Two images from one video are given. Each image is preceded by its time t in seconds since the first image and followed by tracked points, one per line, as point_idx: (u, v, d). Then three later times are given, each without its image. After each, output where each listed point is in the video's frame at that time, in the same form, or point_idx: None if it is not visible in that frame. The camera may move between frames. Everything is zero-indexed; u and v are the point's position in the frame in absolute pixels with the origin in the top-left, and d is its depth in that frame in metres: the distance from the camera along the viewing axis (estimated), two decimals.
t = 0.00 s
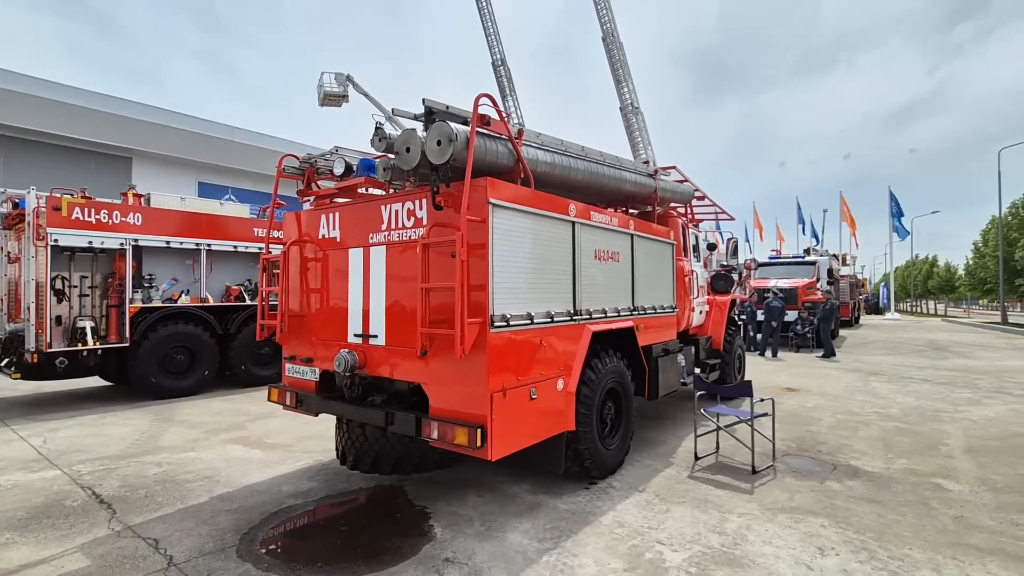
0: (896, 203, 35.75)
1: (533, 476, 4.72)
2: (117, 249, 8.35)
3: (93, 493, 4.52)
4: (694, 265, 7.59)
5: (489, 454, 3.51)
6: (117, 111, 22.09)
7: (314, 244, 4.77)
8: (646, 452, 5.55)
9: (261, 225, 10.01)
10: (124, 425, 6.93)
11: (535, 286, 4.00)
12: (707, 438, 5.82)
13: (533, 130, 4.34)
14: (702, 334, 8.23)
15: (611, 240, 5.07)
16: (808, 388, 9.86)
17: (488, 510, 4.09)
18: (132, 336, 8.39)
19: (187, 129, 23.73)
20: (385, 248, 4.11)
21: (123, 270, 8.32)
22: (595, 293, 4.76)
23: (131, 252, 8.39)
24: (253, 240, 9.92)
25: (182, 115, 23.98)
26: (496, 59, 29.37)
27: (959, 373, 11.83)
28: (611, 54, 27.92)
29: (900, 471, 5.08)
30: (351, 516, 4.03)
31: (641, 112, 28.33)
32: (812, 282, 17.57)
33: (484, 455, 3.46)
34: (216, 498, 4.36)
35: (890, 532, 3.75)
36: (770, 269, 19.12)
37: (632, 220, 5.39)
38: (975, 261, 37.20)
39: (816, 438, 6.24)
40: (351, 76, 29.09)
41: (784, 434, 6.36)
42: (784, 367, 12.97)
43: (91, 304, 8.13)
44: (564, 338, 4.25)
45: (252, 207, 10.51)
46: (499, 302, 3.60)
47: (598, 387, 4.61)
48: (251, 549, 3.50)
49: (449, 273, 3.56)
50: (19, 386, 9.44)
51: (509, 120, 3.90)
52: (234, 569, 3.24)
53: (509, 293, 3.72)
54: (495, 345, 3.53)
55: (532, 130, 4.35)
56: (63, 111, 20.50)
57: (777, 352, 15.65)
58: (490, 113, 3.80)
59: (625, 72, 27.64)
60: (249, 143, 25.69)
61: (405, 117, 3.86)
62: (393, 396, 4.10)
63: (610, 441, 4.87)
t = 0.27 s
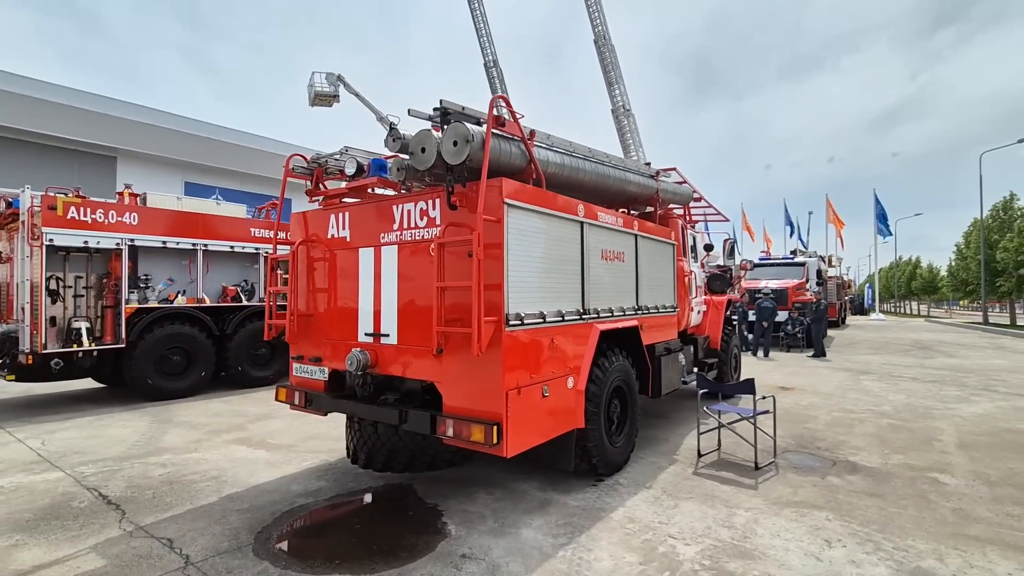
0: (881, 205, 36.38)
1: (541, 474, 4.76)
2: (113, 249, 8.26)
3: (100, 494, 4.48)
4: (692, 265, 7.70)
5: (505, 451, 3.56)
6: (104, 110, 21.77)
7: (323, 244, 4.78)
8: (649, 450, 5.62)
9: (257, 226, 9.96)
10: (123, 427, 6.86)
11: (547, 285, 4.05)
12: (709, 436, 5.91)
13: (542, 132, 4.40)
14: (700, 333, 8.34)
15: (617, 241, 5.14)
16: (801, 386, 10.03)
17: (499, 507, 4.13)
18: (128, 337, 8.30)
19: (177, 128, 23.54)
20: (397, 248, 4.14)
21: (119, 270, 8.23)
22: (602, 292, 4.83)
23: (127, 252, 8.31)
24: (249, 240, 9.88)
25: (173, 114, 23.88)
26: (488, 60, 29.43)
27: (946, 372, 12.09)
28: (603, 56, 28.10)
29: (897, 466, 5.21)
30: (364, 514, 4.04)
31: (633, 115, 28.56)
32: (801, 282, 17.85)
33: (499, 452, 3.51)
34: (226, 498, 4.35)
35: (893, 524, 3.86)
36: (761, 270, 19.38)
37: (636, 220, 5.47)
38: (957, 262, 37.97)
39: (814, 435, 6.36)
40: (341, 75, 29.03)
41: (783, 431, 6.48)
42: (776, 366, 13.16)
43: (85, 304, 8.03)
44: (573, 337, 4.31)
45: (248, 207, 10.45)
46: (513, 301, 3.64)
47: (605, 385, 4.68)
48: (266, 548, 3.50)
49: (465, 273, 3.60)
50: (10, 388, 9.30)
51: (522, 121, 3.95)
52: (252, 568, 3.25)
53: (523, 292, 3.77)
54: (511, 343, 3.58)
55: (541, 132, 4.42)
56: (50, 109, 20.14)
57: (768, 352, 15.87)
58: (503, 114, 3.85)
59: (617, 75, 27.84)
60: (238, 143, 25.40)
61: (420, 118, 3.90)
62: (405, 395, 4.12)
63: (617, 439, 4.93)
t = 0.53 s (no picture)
0: (864, 207, 37.06)
1: (548, 473, 4.81)
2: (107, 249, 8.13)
3: (104, 498, 4.43)
4: (690, 266, 7.79)
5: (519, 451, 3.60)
6: (99, 109, 21.63)
7: (330, 245, 4.77)
8: (652, 449, 5.69)
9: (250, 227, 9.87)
10: (120, 430, 6.77)
11: (557, 286, 4.09)
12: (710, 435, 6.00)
13: (552, 135, 4.45)
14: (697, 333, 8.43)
15: (622, 242, 5.21)
16: (793, 385, 10.20)
17: (510, 507, 4.17)
18: (122, 338, 8.17)
19: (167, 128, 23.36)
20: (408, 250, 4.15)
21: (112, 271, 8.09)
22: (608, 293, 4.88)
23: (121, 252, 8.19)
24: (241, 241, 9.77)
25: (163, 115, 23.52)
26: (479, 61, 29.43)
27: (932, 370, 12.37)
28: (593, 57, 28.25)
29: (894, 463, 5.34)
30: (377, 515, 4.04)
31: (623, 116, 28.75)
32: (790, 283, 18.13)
33: (514, 452, 3.54)
34: (235, 500, 4.32)
35: (896, 519, 3.96)
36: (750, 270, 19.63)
37: (640, 222, 5.54)
38: (937, 263, 38.82)
39: (811, 434, 6.48)
40: (331, 74, 28.88)
41: (781, 430, 6.59)
42: (766, 366, 13.36)
43: (78, 305, 7.89)
44: (582, 338, 4.36)
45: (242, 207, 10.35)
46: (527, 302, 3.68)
47: (612, 384, 4.73)
48: (282, 550, 3.49)
49: (480, 274, 3.63)
50: None
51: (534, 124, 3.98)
52: (270, 569, 3.24)
53: (536, 293, 3.81)
54: (525, 344, 3.62)
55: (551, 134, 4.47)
56: (37, 106, 19.81)
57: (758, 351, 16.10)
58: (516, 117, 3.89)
59: (607, 76, 28.01)
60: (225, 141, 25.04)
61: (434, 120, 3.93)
62: (416, 396, 4.14)
63: (623, 439, 4.98)
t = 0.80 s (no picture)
0: (847, 208, 37.76)
1: (553, 471, 4.86)
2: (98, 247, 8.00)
3: (108, 499, 4.38)
4: (687, 265, 7.90)
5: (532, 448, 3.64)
6: (99, 109, 21.24)
7: (336, 244, 4.77)
8: (653, 446, 5.77)
9: (237, 224, 9.67)
10: (115, 430, 6.67)
11: (566, 285, 4.14)
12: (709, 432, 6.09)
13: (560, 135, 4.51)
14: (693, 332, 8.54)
15: (625, 242, 5.28)
16: (784, 383, 10.40)
17: (519, 504, 4.21)
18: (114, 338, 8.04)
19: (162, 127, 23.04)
20: (418, 249, 4.17)
21: (104, 270, 7.97)
22: (612, 292, 4.95)
23: (113, 251, 8.06)
24: (226, 237, 9.51)
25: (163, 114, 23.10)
26: (469, 60, 29.39)
27: (916, 368, 12.69)
28: (583, 58, 28.37)
29: (888, 458, 5.49)
30: (387, 514, 4.04)
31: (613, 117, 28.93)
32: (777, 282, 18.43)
33: (528, 449, 3.58)
34: (242, 500, 4.31)
35: (895, 511, 4.09)
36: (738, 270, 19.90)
37: (642, 223, 5.62)
38: (917, 263, 39.71)
39: (806, 430, 6.63)
40: (318, 71, 28.62)
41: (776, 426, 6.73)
42: (756, 364, 13.59)
43: (69, 304, 7.75)
44: (589, 336, 4.42)
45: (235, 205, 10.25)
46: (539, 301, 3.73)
47: (617, 382, 4.80)
48: (295, 549, 3.48)
49: (493, 273, 3.67)
50: None
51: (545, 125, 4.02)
52: (286, 569, 3.23)
53: (546, 291, 3.86)
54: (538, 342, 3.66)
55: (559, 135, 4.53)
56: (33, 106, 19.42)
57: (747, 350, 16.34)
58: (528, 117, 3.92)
59: (597, 77, 28.15)
60: (208, 138, 24.57)
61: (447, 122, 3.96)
62: (426, 394, 4.16)
63: (627, 436, 5.05)
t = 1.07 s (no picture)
0: (830, 210, 38.47)
1: (559, 467, 4.93)
2: (93, 246, 7.91)
3: (114, 498, 4.36)
4: (683, 266, 8.03)
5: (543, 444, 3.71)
6: (85, 107, 20.98)
7: (344, 243, 4.79)
8: (654, 443, 5.87)
9: (226, 223, 9.53)
10: (112, 431, 6.61)
11: (574, 284, 4.22)
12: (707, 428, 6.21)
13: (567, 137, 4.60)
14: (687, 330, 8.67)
15: (627, 242, 5.38)
16: (775, 381, 10.59)
17: (528, 500, 4.28)
18: (109, 338, 7.96)
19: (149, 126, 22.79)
20: (428, 248, 4.22)
21: (98, 269, 7.89)
22: (616, 291, 5.03)
23: (107, 250, 7.98)
24: (214, 235, 9.35)
25: (152, 114, 23.03)
26: (460, 60, 29.43)
27: (901, 366, 13.01)
28: (574, 59, 28.54)
29: (881, 453, 5.65)
30: (398, 511, 4.08)
31: (602, 119, 29.15)
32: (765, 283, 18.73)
33: (540, 445, 3.65)
34: (251, 499, 4.31)
35: (892, 503, 4.23)
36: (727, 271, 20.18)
37: (643, 223, 5.73)
38: (898, 264, 40.56)
39: (800, 426, 6.79)
40: (307, 70, 28.42)
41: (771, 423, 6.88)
42: (745, 363, 13.81)
43: (62, 304, 7.65)
44: (595, 335, 4.50)
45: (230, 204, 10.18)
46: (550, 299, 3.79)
47: (620, 380, 4.89)
48: (310, 546, 3.51)
49: (507, 272, 3.73)
50: None
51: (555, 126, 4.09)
52: (304, 564, 3.26)
53: (556, 289, 3.93)
54: (550, 339, 3.74)
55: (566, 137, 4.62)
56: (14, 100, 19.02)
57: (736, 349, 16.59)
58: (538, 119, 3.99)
59: (587, 79, 28.34)
60: (193, 136, 24.22)
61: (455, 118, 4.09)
62: (437, 392, 4.22)
63: (630, 433, 5.13)
